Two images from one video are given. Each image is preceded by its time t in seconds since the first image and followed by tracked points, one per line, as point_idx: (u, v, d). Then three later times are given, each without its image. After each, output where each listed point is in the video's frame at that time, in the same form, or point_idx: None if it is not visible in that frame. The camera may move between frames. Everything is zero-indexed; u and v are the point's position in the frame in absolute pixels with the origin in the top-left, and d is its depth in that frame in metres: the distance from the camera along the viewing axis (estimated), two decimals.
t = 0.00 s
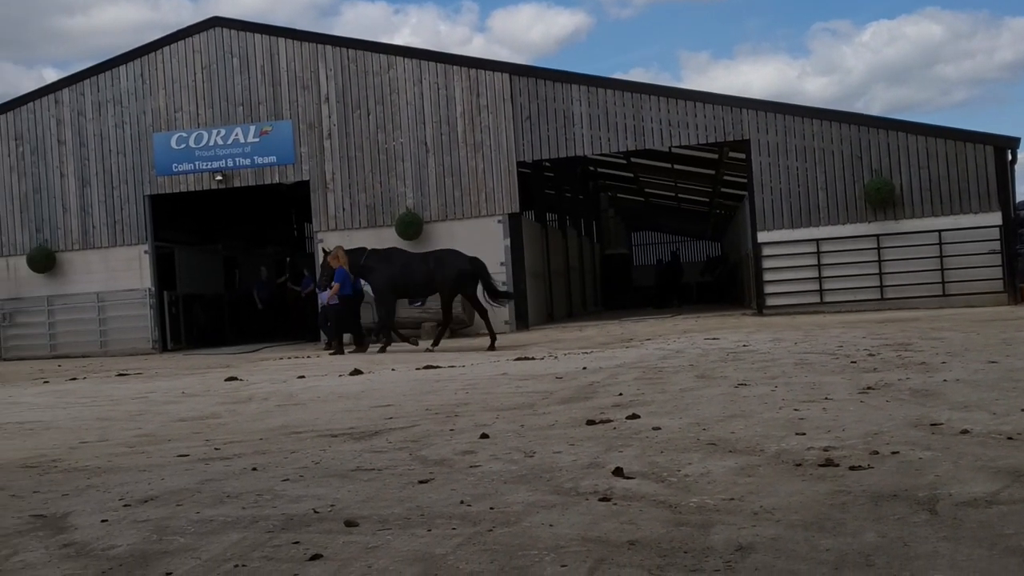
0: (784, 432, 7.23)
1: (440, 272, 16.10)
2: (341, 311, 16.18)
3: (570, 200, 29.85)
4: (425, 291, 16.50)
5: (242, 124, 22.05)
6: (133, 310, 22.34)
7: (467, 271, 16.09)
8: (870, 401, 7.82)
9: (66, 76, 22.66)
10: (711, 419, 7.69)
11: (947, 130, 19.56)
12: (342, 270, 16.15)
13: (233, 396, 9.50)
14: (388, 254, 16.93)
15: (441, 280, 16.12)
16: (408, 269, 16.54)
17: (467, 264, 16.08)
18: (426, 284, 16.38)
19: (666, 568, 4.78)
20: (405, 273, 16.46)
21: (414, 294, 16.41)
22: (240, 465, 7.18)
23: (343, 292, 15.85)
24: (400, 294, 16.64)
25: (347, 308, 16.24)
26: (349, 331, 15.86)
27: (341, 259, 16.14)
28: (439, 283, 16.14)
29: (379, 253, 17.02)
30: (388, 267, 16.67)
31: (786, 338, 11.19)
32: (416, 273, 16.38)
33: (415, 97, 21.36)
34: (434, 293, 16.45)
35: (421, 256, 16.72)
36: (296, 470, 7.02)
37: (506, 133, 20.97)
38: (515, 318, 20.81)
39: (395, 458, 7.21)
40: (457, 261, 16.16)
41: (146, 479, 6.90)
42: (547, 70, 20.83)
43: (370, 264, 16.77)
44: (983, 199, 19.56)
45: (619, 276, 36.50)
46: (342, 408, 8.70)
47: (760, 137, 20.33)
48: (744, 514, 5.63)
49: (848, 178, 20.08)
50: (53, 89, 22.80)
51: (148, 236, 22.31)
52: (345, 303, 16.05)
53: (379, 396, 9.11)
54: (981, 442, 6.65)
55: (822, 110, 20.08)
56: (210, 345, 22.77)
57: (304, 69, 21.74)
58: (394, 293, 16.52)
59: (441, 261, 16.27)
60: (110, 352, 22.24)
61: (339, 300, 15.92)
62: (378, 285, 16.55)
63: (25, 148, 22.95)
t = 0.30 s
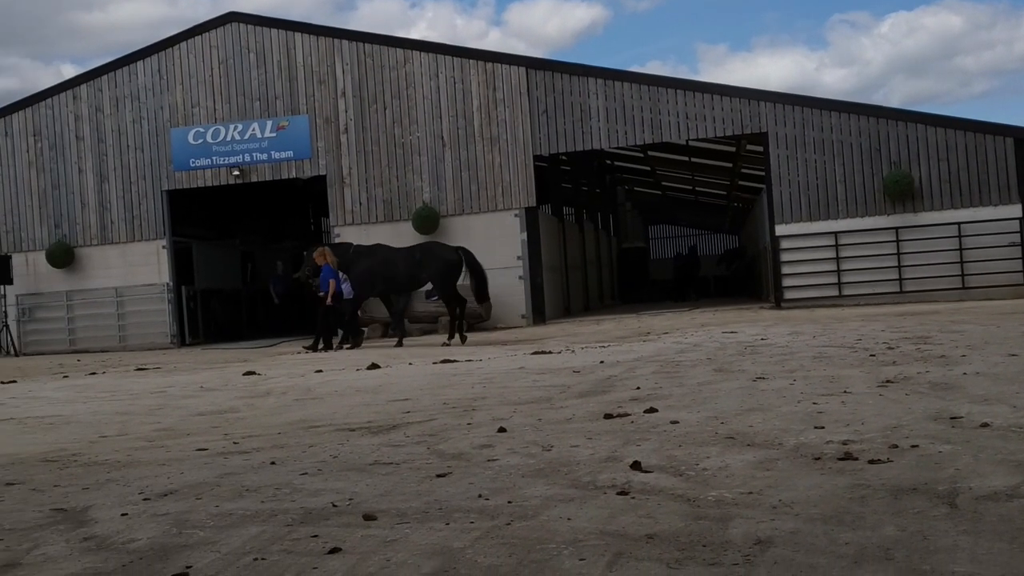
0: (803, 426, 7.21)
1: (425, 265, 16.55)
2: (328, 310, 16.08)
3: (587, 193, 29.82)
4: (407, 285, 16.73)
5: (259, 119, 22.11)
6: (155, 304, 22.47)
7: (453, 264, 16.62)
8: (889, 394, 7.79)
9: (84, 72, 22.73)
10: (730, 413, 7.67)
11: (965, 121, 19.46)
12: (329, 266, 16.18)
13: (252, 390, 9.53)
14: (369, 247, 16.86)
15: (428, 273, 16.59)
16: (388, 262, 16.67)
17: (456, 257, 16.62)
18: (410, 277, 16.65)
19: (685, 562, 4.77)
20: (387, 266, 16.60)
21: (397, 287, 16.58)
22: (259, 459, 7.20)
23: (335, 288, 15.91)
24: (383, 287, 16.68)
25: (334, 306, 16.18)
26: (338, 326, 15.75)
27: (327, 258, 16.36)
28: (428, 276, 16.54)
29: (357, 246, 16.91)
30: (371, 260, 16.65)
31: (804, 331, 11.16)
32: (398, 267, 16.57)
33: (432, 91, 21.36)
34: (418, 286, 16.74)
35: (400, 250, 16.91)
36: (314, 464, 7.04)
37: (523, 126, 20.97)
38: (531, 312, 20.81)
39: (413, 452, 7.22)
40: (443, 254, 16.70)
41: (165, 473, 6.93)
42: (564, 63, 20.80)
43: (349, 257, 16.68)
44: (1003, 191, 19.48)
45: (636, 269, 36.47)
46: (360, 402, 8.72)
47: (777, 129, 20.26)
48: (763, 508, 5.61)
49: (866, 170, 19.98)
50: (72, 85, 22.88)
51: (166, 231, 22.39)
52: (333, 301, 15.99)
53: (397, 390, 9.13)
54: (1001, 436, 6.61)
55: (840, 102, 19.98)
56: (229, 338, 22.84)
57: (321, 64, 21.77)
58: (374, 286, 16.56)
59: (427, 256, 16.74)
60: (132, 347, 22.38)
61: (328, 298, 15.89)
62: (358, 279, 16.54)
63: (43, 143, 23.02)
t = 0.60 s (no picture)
0: (819, 419, 7.21)
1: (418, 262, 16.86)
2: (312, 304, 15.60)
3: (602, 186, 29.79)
4: (394, 282, 16.87)
5: (274, 113, 22.14)
6: (170, 297, 22.54)
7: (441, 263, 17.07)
8: (905, 387, 7.78)
9: (100, 66, 22.75)
10: (746, 406, 7.68)
11: (981, 114, 19.41)
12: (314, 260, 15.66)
13: (268, 384, 9.56)
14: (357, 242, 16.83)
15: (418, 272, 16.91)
16: (378, 260, 16.75)
17: (445, 257, 17.04)
18: (399, 274, 16.81)
19: (700, 555, 4.78)
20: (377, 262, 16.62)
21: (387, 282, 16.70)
22: (275, 453, 7.22)
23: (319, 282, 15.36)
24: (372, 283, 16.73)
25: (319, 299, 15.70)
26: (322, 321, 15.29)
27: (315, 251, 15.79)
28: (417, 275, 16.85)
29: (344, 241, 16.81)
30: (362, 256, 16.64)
31: (821, 325, 11.14)
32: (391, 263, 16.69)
33: (447, 85, 21.36)
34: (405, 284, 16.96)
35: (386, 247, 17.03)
36: (330, 457, 7.06)
37: (539, 119, 20.97)
38: (547, 306, 20.81)
39: (428, 445, 7.23)
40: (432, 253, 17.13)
41: (181, 467, 6.95)
42: (580, 56, 20.80)
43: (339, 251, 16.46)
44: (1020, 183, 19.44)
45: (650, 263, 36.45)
46: (376, 396, 8.74)
47: (793, 122, 20.23)
48: (778, 501, 5.62)
49: (881, 163, 19.93)
50: (88, 79, 22.92)
51: (181, 225, 22.45)
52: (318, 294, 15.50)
53: (413, 384, 9.14)
54: (1018, 429, 6.60)
55: (856, 95, 19.95)
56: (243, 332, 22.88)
57: (336, 57, 21.79)
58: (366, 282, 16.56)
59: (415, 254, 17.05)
60: (146, 341, 22.49)
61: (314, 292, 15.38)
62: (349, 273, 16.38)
63: (59, 138, 23.03)
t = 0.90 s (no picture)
0: (826, 407, 7.20)
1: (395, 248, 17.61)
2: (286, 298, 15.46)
3: (608, 176, 29.75)
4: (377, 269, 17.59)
5: (280, 103, 22.16)
6: (177, 285, 22.61)
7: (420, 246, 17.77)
8: (912, 376, 7.76)
9: (106, 56, 22.77)
10: (753, 395, 7.66)
11: (989, 102, 19.34)
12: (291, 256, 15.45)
13: (274, 373, 9.57)
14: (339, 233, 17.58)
15: (397, 258, 17.65)
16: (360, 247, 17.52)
17: (424, 242, 17.70)
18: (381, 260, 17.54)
19: (706, 544, 4.78)
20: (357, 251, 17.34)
21: (369, 269, 17.38)
22: (282, 442, 7.23)
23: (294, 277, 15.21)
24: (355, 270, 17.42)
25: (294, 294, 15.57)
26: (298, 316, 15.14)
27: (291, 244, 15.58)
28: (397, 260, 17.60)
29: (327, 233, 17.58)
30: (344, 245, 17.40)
31: (827, 313, 11.12)
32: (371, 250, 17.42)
33: (453, 74, 21.35)
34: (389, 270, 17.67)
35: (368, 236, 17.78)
36: (337, 446, 7.06)
37: (545, 109, 20.96)
38: (553, 294, 20.81)
39: (435, 435, 7.24)
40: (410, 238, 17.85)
41: (188, 456, 6.96)
42: (585, 45, 20.76)
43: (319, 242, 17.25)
44: None
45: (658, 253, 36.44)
46: (383, 385, 8.75)
47: (799, 110, 20.17)
48: (785, 490, 5.61)
49: (889, 152, 19.87)
50: (94, 70, 22.94)
51: (187, 216, 22.49)
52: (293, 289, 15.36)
53: (419, 373, 9.15)
54: None
55: (864, 83, 19.88)
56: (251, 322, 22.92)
57: (342, 47, 21.79)
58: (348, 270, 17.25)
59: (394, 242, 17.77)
60: (154, 332, 22.55)
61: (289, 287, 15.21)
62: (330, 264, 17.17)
63: (65, 128, 23.07)
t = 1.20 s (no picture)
0: (837, 404, 7.18)
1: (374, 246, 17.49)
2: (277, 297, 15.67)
3: (618, 172, 29.73)
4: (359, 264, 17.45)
5: (290, 100, 22.19)
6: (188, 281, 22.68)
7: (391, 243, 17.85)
8: (923, 372, 7.75)
9: (117, 53, 22.80)
10: (764, 391, 7.66)
11: (1000, 97, 19.28)
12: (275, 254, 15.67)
13: (285, 369, 9.58)
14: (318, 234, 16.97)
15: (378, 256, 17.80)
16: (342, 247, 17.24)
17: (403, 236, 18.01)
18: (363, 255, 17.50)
19: (718, 540, 4.77)
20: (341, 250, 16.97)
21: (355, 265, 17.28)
22: (293, 438, 7.24)
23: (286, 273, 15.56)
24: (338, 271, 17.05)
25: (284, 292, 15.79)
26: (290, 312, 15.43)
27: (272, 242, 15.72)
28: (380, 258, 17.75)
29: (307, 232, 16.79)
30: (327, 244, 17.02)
31: (838, 310, 11.11)
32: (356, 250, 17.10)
33: (463, 70, 21.34)
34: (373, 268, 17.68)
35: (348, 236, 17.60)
36: (348, 442, 7.07)
37: (555, 105, 20.95)
38: (563, 291, 20.84)
39: (446, 431, 7.24)
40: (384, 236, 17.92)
41: (200, 452, 6.98)
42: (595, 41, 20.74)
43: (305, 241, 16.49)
44: None
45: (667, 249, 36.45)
46: (393, 381, 8.76)
47: (810, 106, 20.13)
48: (796, 486, 5.60)
49: (899, 147, 19.81)
50: (104, 67, 22.96)
51: (198, 212, 22.54)
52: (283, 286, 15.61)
53: (429, 369, 9.15)
54: None
55: (874, 79, 19.83)
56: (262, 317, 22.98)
57: (351, 44, 21.79)
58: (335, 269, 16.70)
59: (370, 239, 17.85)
60: (164, 326, 22.55)
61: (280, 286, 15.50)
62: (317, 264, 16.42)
63: (75, 125, 23.10)
